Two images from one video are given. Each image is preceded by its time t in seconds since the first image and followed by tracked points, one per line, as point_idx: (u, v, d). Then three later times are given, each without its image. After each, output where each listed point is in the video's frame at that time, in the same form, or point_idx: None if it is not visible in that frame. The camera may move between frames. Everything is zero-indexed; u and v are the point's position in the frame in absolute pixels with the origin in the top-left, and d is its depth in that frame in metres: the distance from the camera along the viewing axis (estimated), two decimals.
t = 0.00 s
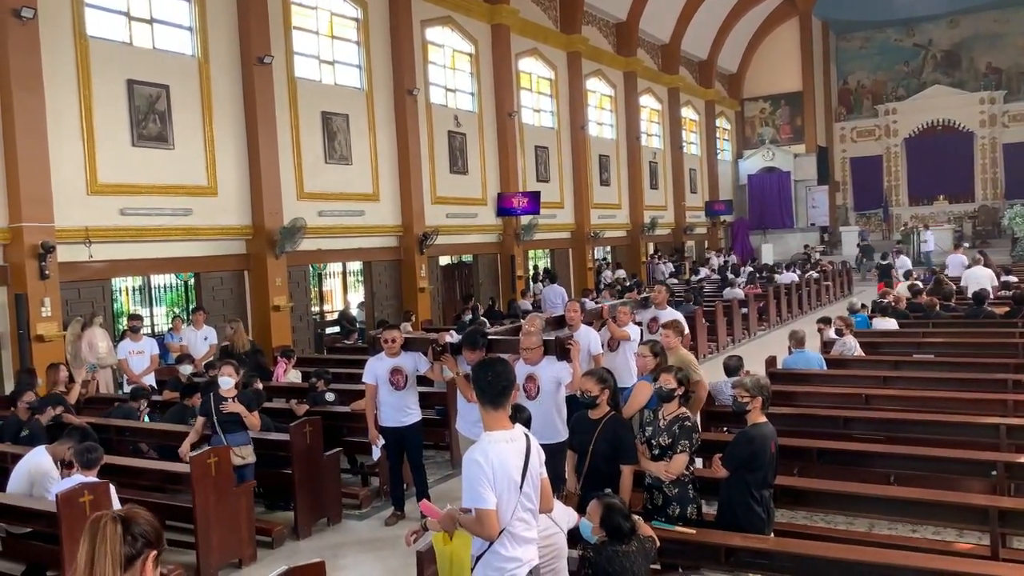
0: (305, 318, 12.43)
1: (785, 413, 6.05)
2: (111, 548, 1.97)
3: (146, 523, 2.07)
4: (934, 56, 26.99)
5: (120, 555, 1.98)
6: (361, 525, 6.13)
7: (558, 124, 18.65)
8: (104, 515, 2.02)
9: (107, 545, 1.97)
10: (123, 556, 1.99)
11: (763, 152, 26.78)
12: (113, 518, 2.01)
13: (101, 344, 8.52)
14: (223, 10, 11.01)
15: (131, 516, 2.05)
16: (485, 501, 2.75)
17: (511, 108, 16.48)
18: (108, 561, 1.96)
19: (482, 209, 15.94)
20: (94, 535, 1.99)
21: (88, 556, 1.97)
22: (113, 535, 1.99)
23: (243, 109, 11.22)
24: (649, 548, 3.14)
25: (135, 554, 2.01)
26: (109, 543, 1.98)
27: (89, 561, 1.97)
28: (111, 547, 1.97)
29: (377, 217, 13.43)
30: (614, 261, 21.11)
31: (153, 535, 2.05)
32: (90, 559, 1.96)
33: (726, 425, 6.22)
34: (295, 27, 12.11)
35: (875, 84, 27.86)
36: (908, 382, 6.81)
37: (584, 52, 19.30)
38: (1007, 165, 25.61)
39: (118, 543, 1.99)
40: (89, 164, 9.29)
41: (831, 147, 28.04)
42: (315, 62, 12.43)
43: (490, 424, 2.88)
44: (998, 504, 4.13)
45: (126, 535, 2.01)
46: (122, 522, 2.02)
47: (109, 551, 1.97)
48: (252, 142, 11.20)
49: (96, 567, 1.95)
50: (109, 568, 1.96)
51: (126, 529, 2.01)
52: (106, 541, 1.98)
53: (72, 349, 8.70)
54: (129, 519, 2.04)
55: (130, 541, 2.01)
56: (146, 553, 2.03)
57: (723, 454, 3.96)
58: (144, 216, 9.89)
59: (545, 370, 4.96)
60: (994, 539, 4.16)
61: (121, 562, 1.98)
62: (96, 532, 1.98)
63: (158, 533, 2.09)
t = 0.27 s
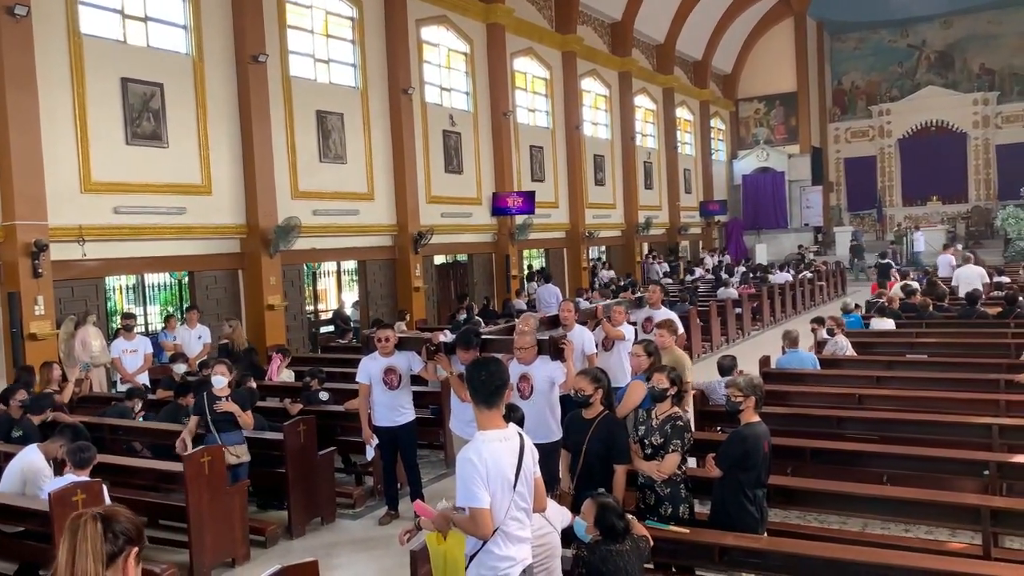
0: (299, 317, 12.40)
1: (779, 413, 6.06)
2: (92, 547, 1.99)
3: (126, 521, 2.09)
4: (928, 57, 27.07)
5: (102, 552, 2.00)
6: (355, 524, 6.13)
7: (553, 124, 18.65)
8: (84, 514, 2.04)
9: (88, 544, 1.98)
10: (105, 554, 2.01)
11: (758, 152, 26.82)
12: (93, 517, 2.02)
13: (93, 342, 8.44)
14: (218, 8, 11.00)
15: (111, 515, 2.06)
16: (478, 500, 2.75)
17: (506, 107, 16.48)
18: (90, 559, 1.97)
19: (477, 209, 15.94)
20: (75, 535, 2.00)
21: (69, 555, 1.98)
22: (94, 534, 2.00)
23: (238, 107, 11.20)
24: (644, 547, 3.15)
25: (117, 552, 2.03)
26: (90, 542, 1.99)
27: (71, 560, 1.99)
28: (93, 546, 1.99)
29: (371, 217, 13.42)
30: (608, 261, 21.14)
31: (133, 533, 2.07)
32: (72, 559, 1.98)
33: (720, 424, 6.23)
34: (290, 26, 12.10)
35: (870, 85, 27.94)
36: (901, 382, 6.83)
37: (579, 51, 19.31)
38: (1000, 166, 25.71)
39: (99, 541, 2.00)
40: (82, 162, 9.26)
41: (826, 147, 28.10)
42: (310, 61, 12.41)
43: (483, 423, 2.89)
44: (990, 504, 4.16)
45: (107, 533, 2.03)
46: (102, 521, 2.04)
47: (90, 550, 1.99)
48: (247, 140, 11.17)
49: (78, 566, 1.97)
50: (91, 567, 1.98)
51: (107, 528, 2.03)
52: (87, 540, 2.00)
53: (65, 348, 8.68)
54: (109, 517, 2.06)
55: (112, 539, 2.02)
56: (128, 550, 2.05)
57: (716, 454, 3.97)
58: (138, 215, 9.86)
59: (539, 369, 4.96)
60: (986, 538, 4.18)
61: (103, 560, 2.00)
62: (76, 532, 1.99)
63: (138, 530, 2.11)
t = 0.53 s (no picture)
0: (288, 317, 12.36)
1: (766, 412, 6.10)
2: (69, 549, 1.98)
3: (103, 521, 2.08)
4: (916, 59, 27.23)
5: (79, 554, 2.00)
6: (343, 524, 6.12)
7: (543, 124, 18.66)
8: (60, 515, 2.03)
9: (65, 546, 1.98)
10: (82, 555, 2.00)
11: (747, 153, 26.92)
12: (70, 518, 2.02)
13: (81, 342, 8.41)
14: (207, 6, 10.96)
15: (87, 516, 2.06)
16: (466, 500, 2.76)
17: (496, 107, 16.48)
18: (67, 561, 1.97)
19: (467, 208, 15.94)
20: (51, 536, 2.00)
21: (45, 556, 1.98)
22: (71, 536, 2.00)
23: (227, 106, 11.16)
24: (632, 547, 3.15)
25: (94, 552, 2.02)
26: (67, 543, 1.99)
27: (47, 561, 1.98)
28: (70, 548, 1.98)
29: (361, 216, 13.39)
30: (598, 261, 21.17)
31: (111, 533, 2.06)
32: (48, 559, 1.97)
33: (708, 424, 6.25)
34: (279, 24, 12.05)
35: (858, 87, 28.09)
36: (888, 382, 6.88)
37: (569, 52, 19.33)
38: (987, 168, 25.87)
39: (76, 542, 2.00)
40: (70, 161, 9.21)
41: (814, 148, 28.24)
42: (300, 60, 12.38)
43: (471, 423, 2.89)
44: (975, 504, 4.19)
45: (84, 534, 2.02)
46: (79, 522, 2.03)
47: (67, 551, 1.98)
48: (236, 139, 11.14)
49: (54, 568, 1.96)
50: (68, 568, 1.97)
51: (84, 530, 2.02)
52: (63, 541, 1.99)
53: (52, 347, 8.64)
54: (85, 518, 2.05)
55: (89, 540, 2.02)
56: (105, 551, 2.05)
57: (704, 453, 3.98)
58: (126, 214, 9.82)
59: (528, 369, 4.96)
60: (971, 537, 4.21)
61: (80, 561, 2.00)
62: (53, 534, 1.99)
63: (115, 530, 2.10)
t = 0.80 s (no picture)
0: (274, 317, 12.32)
1: (752, 412, 6.11)
2: (40, 552, 1.95)
3: (78, 524, 2.05)
4: (901, 60, 27.39)
5: (51, 557, 1.97)
6: (329, 525, 6.10)
7: (530, 124, 18.66)
8: (34, 518, 2.00)
9: (36, 549, 1.95)
10: (54, 560, 1.97)
11: (734, 153, 27.04)
12: (42, 522, 1.99)
13: (65, 343, 8.40)
14: (192, 4, 10.90)
15: (61, 519, 2.03)
16: (451, 501, 2.75)
17: (483, 106, 16.47)
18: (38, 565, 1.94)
19: (454, 208, 15.92)
20: (23, 538, 1.98)
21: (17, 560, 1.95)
22: (42, 539, 1.97)
23: (212, 105, 11.10)
24: (617, 547, 3.15)
25: (67, 556, 1.99)
26: (38, 547, 1.96)
27: (19, 564, 1.96)
28: (41, 552, 1.95)
29: (347, 216, 13.34)
30: (586, 261, 21.20)
31: (85, 536, 2.03)
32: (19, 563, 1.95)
33: (695, 423, 6.27)
34: (265, 23, 12.00)
35: (844, 87, 28.25)
36: (872, 381, 6.91)
37: (556, 51, 19.33)
38: (972, 168, 26.05)
39: (48, 546, 1.97)
40: (53, 160, 9.14)
41: (801, 148, 28.38)
42: (285, 59, 12.32)
43: (457, 424, 2.88)
44: (958, 502, 4.21)
45: (57, 537, 1.99)
46: (52, 525, 2.00)
47: (38, 555, 1.95)
48: (221, 138, 11.08)
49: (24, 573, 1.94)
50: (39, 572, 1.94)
51: (57, 533, 1.99)
52: (35, 543, 1.97)
53: (35, 348, 8.59)
54: (59, 521, 2.02)
55: (62, 543, 1.99)
56: (80, 554, 2.02)
57: (690, 453, 3.99)
58: (110, 213, 9.75)
59: (515, 370, 4.95)
60: (954, 536, 4.23)
61: (52, 564, 1.97)
62: (24, 538, 1.96)
63: (91, 532, 2.07)
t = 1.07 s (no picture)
0: (261, 318, 12.26)
1: (739, 411, 6.13)
2: (29, 556, 1.92)
3: (67, 530, 2.03)
4: (887, 60, 27.55)
5: (39, 562, 1.94)
6: (317, 527, 6.07)
7: (518, 124, 18.65)
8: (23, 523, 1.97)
9: (24, 554, 1.92)
10: (43, 564, 1.94)
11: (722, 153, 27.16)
12: (31, 527, 1.96)
13: (50, 344, 8.36)
14: (177, 4, 10.83)
15: (50, 525, 2.00)
16: (437, 501, 2.74)
17: (471, 106, 16.45)
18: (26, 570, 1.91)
19: (442, 208, 15.90)
20: (11, 543, 1.94)
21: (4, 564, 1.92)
22: (31, 544, 1.94)
23: (199, 105, 11.04)
24: (605, 546, 3.15)
25: (56, 562, 1.96)
26: (26, 551, 1.92)
27: (6, 569, 1.93)
28: (30, 556, 1.92)
29: (334, 216, 13.30)
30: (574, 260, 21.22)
31: (75, 541, 2.00)
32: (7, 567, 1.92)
33: (682, 423, 6.28)
34: (252, 23, 11.95)
35: (831, 88, 28.40)
36: (859, 380, 6.94)
37: (544, 52, 19.33)
38: (957, 168, 26.22)
39: (37, 551, 1.94)
40: (38, 160, 9.06)
41: (788, 148, 28.49)
42: (272, 58, 12.26)
43: (444, 424, 2.87)
44: (944, 500, 4.22)
45: (46, 542, 1.96)
46: (41, 531, 1.97)
47: (26, 559, 1.92)
48: (208, 138, 11.02)
49: None
50: None
51: (45, 538, 1.96)
52: (23, 547, 1.93)
53: (20, 349, 8.55)
54: (48, 527, 1.99)
55: (51, 548, 1.96)
56: (69, 560, 1.99)
57: (677, 453, 3.99)
58: (96, 214, 9.67)
59: (503, 370, 4.94)
60: (940, 534, 4.25)
61: (40, 569, 1.93)
62: (13, 542, 1.93)
63: (81, 538, 2.04)
